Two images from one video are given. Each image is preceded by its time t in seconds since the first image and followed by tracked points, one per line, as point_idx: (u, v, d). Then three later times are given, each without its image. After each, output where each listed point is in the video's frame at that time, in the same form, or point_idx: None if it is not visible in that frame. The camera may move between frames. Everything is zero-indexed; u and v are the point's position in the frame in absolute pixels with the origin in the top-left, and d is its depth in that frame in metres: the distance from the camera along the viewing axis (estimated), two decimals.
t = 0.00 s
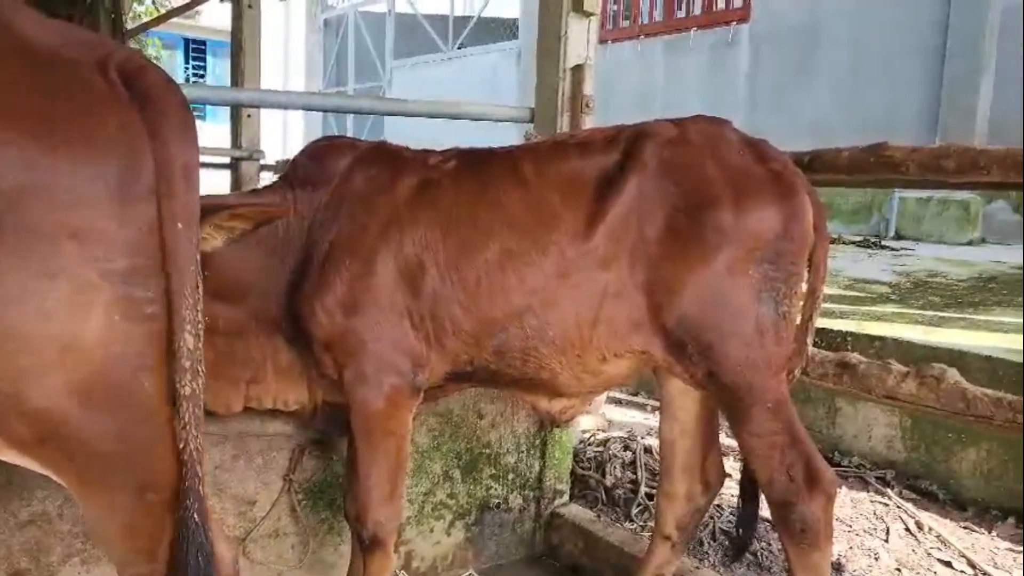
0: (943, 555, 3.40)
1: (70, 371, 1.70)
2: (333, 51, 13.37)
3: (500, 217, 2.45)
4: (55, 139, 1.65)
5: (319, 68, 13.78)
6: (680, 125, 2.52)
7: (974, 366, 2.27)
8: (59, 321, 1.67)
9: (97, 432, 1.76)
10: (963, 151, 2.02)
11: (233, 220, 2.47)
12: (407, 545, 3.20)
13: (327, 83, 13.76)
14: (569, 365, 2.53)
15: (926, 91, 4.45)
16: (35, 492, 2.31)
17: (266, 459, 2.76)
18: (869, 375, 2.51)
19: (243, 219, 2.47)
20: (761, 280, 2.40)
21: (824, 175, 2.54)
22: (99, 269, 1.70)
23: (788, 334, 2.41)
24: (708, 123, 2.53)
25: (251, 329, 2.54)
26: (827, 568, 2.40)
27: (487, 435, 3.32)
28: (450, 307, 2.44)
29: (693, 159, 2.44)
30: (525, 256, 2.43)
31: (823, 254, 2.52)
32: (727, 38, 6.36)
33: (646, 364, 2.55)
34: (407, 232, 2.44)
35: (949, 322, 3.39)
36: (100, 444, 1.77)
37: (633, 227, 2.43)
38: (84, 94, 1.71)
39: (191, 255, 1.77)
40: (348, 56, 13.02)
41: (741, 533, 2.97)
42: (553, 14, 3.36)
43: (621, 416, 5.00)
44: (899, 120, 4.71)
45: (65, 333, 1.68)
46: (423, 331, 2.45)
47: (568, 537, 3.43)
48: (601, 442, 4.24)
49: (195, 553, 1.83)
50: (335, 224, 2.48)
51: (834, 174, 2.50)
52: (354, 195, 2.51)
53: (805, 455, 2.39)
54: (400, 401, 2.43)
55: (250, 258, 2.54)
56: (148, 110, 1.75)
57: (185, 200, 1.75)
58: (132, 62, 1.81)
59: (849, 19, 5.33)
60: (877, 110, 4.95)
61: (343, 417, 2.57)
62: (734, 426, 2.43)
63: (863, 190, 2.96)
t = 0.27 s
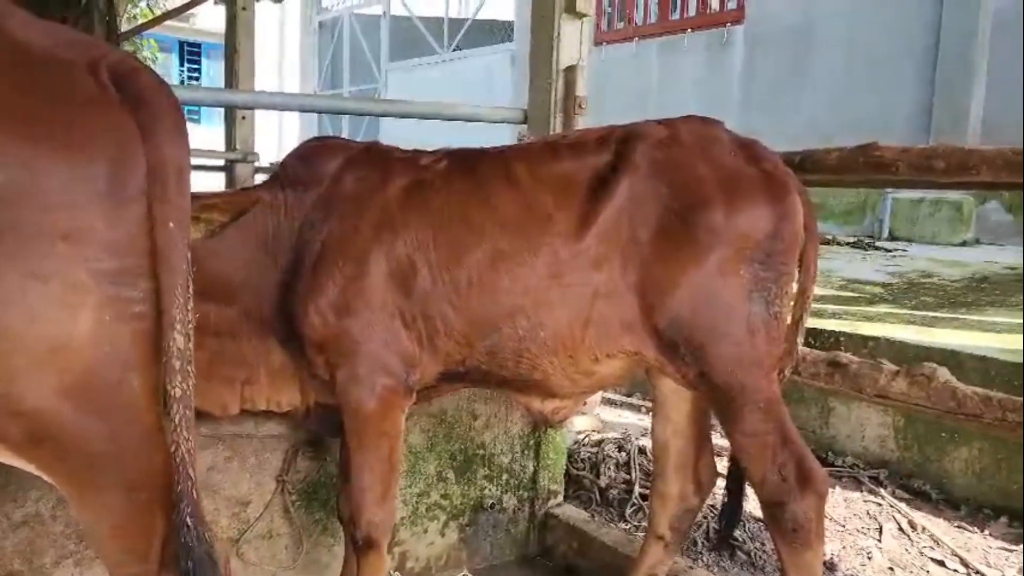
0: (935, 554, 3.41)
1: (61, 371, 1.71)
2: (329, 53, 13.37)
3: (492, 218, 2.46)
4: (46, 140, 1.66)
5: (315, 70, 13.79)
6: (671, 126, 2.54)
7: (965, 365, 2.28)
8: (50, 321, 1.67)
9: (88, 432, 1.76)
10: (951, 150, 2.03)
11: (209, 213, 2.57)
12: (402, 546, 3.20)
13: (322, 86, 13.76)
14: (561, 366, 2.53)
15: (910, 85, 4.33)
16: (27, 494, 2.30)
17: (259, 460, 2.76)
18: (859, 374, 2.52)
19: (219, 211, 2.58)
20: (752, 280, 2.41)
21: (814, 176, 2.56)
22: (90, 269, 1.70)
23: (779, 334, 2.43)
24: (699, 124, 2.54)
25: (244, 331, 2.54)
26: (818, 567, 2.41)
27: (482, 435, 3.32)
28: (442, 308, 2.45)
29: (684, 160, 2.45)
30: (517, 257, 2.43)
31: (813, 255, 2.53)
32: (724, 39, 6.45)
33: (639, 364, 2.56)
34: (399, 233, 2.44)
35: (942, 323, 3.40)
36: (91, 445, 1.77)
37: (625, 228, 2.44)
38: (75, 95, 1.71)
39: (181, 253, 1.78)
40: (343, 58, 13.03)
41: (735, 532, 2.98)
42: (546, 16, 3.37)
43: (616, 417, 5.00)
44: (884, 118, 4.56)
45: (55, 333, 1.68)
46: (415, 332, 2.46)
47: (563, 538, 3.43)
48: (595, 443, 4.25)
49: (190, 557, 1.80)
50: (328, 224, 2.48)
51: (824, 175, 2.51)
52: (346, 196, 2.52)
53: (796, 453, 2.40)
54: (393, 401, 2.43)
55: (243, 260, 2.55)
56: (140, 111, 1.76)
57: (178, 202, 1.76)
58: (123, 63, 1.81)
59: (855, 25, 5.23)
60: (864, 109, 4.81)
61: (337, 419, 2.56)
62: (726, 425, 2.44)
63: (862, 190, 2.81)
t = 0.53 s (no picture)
0: (931, 552, 3.43)
1: (57, 371, 1.72)
2: (326, 54, 13.37)
3: (487, 218, 2.47)
4: (39, 141, 1.66)
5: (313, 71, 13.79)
6: (665, 127, 2.55)
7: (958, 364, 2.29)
8: (46, 322, 1.68)
9: (84, 433, 1.77)
10: (943, 151, 2.05)
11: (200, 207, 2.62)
12: (399, 546, 3.21)
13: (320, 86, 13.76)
14: (557, 367, 2.54)
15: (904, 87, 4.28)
16: (25, 495, 2.30)
17: (257, 460, 2.77)
18: (853, 374, 2.53)
19: (205, 204, 2.66)
20: (746, 280, 2.43)
21: (807, 176, 2.57)
22: (83, 271, 1.71)
23: (772, 333, 2.44)
24: (692, 125, 2.56)
25: (240, 332, 2.54)
26: (813, 565, 2.43)
27: (479, 435, 3.33)
28: (438, 308, 2.45)
29: (679, 160, 2.46)
30: (511, 258, 2.44)
31: (806, 255, 2.55)
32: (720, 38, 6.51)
33: (634, 365, 2.57)
34: (394, 234, 2.45)
35: (938, 322, 3.41)
36: (87, 446, 1.78)
37: (619, 228, 2.45)
38: (69, 97, 1.72)
39: (173, 255, 1.78)
40: (341, 58, 13.03)
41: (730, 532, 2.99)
42: (542, 17, 3.37)
43: (613, 417, 5.01)
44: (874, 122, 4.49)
45: (51, 334, 1.69)
46: (410, 333, 2.47)
47: (559, 537, 3.44)
48: (592, 443, 4.26)
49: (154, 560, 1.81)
50: (323, 225, 2.48)
51: (818, 174, 2.52)
52: (339, 196, 2.52)
53: (790, 452, 2.41)
54: (388, 402, 2.45)
55: (238, 261, 2.55)
56: (134, 112, 1.76)
57: (173, 204, 1.76)
58: (117, 65, 1.82)
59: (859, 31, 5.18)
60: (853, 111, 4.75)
61: (331, 421, 2.57)
62: (720, 424, 2.45)
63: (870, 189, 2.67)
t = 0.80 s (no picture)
0: (931, 550, 3.44)
1: (60, 372, 1.72)
2: (325, 55, 13.38)
3: (487, 218, 2.48)
4: (42, 141, 1.67)
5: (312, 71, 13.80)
6: (663, 126, 2.56)
7: (956, 361, 2.30)
8: (48, 323, 1.69)
9: (85, 433, 1.77)
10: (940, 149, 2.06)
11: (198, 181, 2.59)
12: (401, 544, 3.22)
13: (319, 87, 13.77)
14: (557, 366, 2.55)
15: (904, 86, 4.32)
16: (27, 495, 2.31)
17: (258, 460, 2.78)
18: (853, 371, 2.54)
19: (199, 179, 2.59)
20: (746, 279, 2.44)
21: (805, 175, 2.58)
22: (84, 271, 1.71)
23: (771, 331, 2.46)
24: (691, 124, 2.57)
25: (241, 332, 2.54)
26: (813, 562, 2.44)
27: (479, 435, 3.35)
28: (438, 308, 2.46)
29: (677, 160, 2.48)
30: (511, 258, 2.45)
31: (805, 253, 2.56)
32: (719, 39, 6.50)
33: (634, 364, 2.58)
34: (394, 234, 2.46)
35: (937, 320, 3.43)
36: (89, 446, 1.79)
37: (618, 228, 2.46)
38: (71, 98, 1.74)
39: (177, 256, 1.80)
40: (340, 59, 13.04)
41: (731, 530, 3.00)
42: (541, 17, 3.39)
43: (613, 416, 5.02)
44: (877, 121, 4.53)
45: (53, 334, 1.70)
46: (411, 333, 2.47)
47: (560, 536, 3.45)
48: (592, 442, 4.27)
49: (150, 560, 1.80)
50: (322, 225, 2.49)
51: (816, 173, 2.53)
52: (338, 196, 2.53)
53: (790, 450, 2.42)
54: (389, 402, 2.46)
55: (238, 262, 2.56)
56: (136, 114, 1.78)
57: (176, 206, 1.78)
58: (119, 68, 1.84)
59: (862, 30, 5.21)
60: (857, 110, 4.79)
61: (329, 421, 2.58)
62: (720, 423, 2.46)
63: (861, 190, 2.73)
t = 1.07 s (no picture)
0: (934, 548, 3.44)
1: (70, 372, 1.73)
2: (326, 58, 13.40)
3: (488, 218, 2.49)
4: (51, 144, 1.70)
5: (313, 75, 13.81)
6: (664, 126, 2.57)
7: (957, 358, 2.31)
8: (56, 323, 1.69)
9: (90, 433, 1.78)
10: (939, 147, 2.08)
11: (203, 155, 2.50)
12: (405, 545, 3.23)
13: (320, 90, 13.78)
14: (560, 366, 2.56)
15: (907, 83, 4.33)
16: (35, 496, 2.32)
17: (263, 461, 2.79)
18: (855, 370, 2.55)
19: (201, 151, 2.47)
20: (749, 278, 2.45)
21: (806, 174, 2.59)
22: (94, 272, 1.72)
23: (773, 330, 2.47)
24: (692, 124, 2.58)
25: (243, 333, 2.55)
26: (816, 560, 2.44)
27: (483, 435, 3.36)
28: (441, 308, 2.47)
29: (678, 159, 2.49)
30: (513, 259, 2.47)
31: (806, 252, 2.57)
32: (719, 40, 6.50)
33: (636, 363, 2.59)
34: (396, 235, 2.46)
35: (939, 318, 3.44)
36: (97, 445, 1.80)
37: (620, 228, 2.48)
38: (80, 101, 1.76)
39: (185, 257, 1.81)
40: (341, 62, 13.06)
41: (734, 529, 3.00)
42: (542, 18, 3.40)
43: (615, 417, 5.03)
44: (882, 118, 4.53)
45: (60, 335, 1.70)
46: (414, 334, 2.48)
47: (563, 536, 3.46)
48: (595, 442, 4.28)
49: (175, 559, 1.82)
50: (323, 226, 2.50)
51: (817, 172, 2.55)
52: (339, 197, 2.54)
53: (792, 448, 2.44)
54: (393, 402, 2.47)
55: (242, 263, 2.56)
56: (143, 116, 1.80)
57: (183, 208, 1.79)
58: (127, 71, 1.86)
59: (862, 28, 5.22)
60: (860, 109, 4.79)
61: (334, 422, 2.59)
62: (723, 421, 2.48)
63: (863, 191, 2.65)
